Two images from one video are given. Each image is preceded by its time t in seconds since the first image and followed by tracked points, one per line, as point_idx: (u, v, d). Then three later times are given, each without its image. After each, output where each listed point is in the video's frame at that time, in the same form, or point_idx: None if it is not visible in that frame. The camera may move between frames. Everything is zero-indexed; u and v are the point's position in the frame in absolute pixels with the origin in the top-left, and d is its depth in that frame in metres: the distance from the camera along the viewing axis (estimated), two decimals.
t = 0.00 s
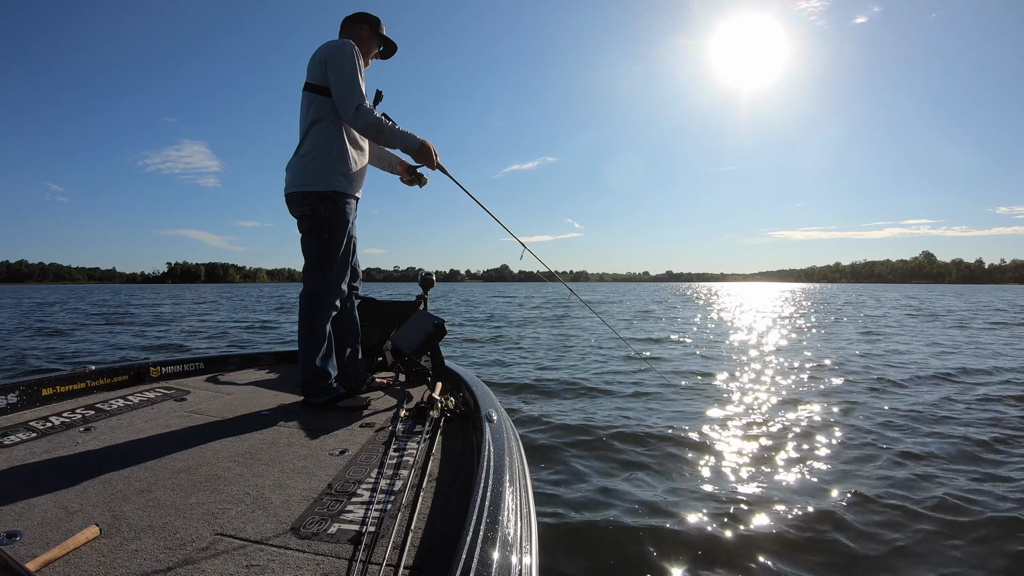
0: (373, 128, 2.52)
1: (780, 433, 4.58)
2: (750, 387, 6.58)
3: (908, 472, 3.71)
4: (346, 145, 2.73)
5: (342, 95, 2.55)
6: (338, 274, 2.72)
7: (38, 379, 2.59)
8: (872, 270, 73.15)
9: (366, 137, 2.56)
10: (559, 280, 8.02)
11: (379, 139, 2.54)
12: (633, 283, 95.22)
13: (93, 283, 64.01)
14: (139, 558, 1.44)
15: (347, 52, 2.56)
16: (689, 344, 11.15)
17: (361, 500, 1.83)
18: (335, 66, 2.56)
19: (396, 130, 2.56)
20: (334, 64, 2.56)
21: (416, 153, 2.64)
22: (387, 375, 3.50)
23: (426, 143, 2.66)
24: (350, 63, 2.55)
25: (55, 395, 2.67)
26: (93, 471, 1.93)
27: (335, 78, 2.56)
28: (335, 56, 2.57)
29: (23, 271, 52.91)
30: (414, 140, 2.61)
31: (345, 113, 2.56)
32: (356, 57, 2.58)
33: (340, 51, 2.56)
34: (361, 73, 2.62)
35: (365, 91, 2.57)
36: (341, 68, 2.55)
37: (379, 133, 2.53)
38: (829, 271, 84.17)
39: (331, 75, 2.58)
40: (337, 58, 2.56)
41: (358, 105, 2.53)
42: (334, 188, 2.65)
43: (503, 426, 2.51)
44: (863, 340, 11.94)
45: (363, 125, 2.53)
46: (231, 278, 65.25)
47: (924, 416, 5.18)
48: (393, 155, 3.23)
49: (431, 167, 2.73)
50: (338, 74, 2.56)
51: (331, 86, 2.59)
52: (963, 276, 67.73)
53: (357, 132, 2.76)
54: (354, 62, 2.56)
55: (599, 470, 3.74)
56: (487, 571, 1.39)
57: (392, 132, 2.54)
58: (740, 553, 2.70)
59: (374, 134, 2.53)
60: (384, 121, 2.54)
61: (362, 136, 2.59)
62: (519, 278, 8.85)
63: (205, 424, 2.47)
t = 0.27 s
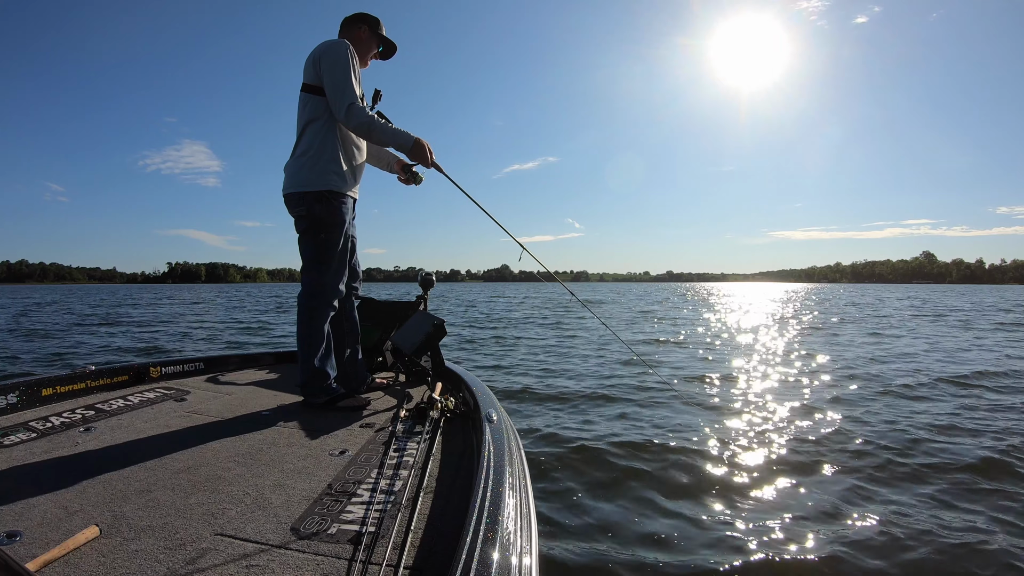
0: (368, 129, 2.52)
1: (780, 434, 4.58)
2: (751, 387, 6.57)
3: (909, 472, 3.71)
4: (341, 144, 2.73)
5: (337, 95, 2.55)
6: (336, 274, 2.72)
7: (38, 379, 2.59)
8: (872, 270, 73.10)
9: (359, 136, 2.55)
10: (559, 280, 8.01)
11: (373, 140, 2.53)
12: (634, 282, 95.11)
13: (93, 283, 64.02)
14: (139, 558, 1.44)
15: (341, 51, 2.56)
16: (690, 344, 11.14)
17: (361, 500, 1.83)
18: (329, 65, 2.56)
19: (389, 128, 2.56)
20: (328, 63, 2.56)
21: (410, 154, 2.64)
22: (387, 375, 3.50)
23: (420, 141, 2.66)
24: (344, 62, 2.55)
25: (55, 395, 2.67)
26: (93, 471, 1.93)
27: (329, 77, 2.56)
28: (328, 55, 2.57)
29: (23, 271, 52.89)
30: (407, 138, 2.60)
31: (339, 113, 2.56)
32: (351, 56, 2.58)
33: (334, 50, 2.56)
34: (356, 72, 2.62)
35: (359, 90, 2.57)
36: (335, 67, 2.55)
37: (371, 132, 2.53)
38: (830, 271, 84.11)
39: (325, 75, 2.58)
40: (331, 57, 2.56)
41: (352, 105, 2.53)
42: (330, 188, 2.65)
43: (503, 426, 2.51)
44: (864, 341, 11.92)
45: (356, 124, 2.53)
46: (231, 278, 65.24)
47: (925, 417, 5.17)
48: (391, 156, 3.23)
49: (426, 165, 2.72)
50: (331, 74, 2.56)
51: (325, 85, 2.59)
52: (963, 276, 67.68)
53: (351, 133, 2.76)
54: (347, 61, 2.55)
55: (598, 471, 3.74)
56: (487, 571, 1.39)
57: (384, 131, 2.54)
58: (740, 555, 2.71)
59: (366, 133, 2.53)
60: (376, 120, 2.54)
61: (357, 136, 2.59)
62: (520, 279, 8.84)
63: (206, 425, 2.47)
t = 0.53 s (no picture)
0: (364, 129, 2.52)
1: (780, 433, 4.58)
2: (750, 387, 6.58)
3: (909, 471, 3.71)
4: (339, 145, 2.73)
5: (335, 94, 2.55)
6: (334, 274, 2.72)
7: (38, 380, 2.59)
8: (873, 270, 73.07)
9: (357, 136, 2.55)
10: (559, 280, 8.01)
11: (370, 139, 2.53)
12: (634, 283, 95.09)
13: (93, 283, 64.03)
14: (139, 558, 1.44)
15: (339, 51, 2.56)
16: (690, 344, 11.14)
17: (361, 499, 1.84)
18: (327, 65, 2.56)
19: (387, 128, 2.55)
20: (326, 63, 2.56)
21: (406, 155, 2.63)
22: (387, 375, 3.51)
23: (419, 141, 2.65)
24: (342, 62, 2.55)
25: (55, 395, 2.67)
26: (93, 471, 1.93)
27: (327, 77, 2.56)
28: (326, 55, 2.56)
29: (23, 271, 52.88)
30: (406, 139, 2.60)
31: (337, 113, 2.56)
32: (348, 56, 2.58)
33: (332, 50, 2.56)
34: (353, 72, 2.62)
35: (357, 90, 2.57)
36: (333, 67, 2.55)
37: (369, 132, 2.52)
38: (830, 271, 84.07)
39: (323, 75, 2.58)
40: (328, 57, 2.56)
41: (350, 105, 2.53)
42: (328, 189, 2.64)
43: (503, 426, 2.51)
44: (863, 340, 11.92)
45: (354, 124, 2.53)
46: (231, 278, 65.24)
47: (925, 416, 5.17)
48: (388, 156, 3.23)
49: (424, 165, 2.72)
50: (329, 74, 2.56)
51: (323, 86, 2.59)
52: (964, 276, 67.65)
53: (349, 134, 2.76)
54: (345, 61, 2.55)
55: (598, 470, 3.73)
56: (487, 571, 1.39)
57: (382, 131, 2.54)
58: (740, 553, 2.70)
59: (365, 133, 2.52)
60: (375, 120, 2.54)
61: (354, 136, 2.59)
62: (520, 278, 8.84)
63: (206, 425, 2.48)
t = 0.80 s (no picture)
0: (365, 129, 2.52)
1: (781, 434, 4.57)
2: (751, 388, 6.57)
3: (909, 472, 3.70)
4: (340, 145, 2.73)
5: (335, 94, 2.55)
6: (335, 274, 2.72)
7: (38, 379, 2.59)
8: (873, 270, 73.01)
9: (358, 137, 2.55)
10: (559, 280, 8.00)
11: (370, 140, 2.54)
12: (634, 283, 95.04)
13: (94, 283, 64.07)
14: (139, 558, 1.44)
15: (340, 51, 2.56)
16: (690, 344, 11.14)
17: (361, 499, 1.83)
18: (327, 65, 2.56)
19: (388, 130, 2.56)
20: (327, 63, 2.56)
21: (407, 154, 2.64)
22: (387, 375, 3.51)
23: (418, 148, 2.67)
24: (343, 62, 2.55)
25: (55, 395, 2.67)
26: (93, 471, 1.93)
27: (328, 77, 2.56)
28: (327, 55, 2.56)
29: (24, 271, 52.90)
30: (406, 141, 2.60)
31: (337, 113, 2.56)
32: (349, 56, 2.58)
33: (333, 50, 2.56)
34: (354, 72, 2.62)
35: (358, 91, 2.57)
36: (334, 67, 2.55)
37: (371, 133, 2.53)
38: (831, 271, 84.02)
39: (324, 75, 2.58)
40: (329, 57, 2.56)
41: (350, 104, 2.53)
42: (328, 189, 2.65)
43: (503, 426, 2.50)
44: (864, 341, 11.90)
45: (355, 125, 2.53)
46: (231, 277, 65.25)
47: (925, 417, 5.16)
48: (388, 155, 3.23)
49: (424, 169, 2.72)
50: (330, 74, 2.56)
51: (324, 86, 2.59)
52: (965, 276, 67.58)
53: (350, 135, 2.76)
54: (346, 61, 2.55)
55: (598, 470, 3.74)
56: (487, 571, 1.39)
57: (383, 132, 2.54)
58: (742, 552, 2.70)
59: (366, 135, 2.53)
60: (376, 121, 2.54)
61: (355, 135, 2.59)
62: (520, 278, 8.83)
63: (206, 424, 2.48)
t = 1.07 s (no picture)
0: (365, 129, 2.52)
1: (780, 433, 4.58)
2: (750, 388, 6.57)
3: (909, 472, 3.70)
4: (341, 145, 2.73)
5: (336, 94, 2.55)
6: (335, 274, 2.72)
7: (38, 379, 2.59)
8: (874, 270, 72.97)
9: (359, 137, 2.56)
10: (559, 280, 8.01)
11: (371, 140, 2.54)
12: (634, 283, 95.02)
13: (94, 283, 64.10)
14: (139, 558, 1.44)
15: (342, 51, 2.56)
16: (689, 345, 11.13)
17: (361, 499, 1.83)
18: (328, 65, 2.56)
19: (388, 131, 2.57)
20: (328, 63, 2.56)
21: (407, 155, 2.64)
22: (387, 374, 3.50)
23: (417, 148, 2.67)
24: (345, 61, 2.55)
25: (55, 395, 2.67)
26: (93, 470, 1.93)
27: (329, 77, 2.56)
28: (328, 55, 2.56)
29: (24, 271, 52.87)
30: (406, 143, 2.61)
31: (338, 113, 2.56)
32: (351, 56, 2.58)
33: (334, 50, 2.56)
34: (355, 72, 2.62)
35: (359, 91, 2.57)
36: (335, 67, 2.55)
37: (372, 134, 2.54)
38: (831, 271, 84.00)
39: (325, 74, 2.58)
40: (330, 56, 2.56)
41: (352, 104, 2.53)
42: (329, 189, 2.65)
43: (503, 426, 2.50)
44: (864, 341, 11.89)
45: (356, 125, 2.54)
46: (232, 277, 65.29)
47: (925, 417, 5.16)
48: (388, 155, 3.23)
49: (423, 171, 2.73)
50: (331, 74, 2.56)
51: (325, 85, 2.59)
52: (965, 277, 67.56)
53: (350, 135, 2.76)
54: (347, 61, 2.56)
55: (598, 471, 3.73)
56: (486, 571, 1.39)
57: (384, 133, 2.55)
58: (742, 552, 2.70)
59: (367, 135, 2.53)
60: (377, 122, 2.55)
61: (355, 135, 2.60)
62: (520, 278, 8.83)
63: (206, 424, 2.47)
